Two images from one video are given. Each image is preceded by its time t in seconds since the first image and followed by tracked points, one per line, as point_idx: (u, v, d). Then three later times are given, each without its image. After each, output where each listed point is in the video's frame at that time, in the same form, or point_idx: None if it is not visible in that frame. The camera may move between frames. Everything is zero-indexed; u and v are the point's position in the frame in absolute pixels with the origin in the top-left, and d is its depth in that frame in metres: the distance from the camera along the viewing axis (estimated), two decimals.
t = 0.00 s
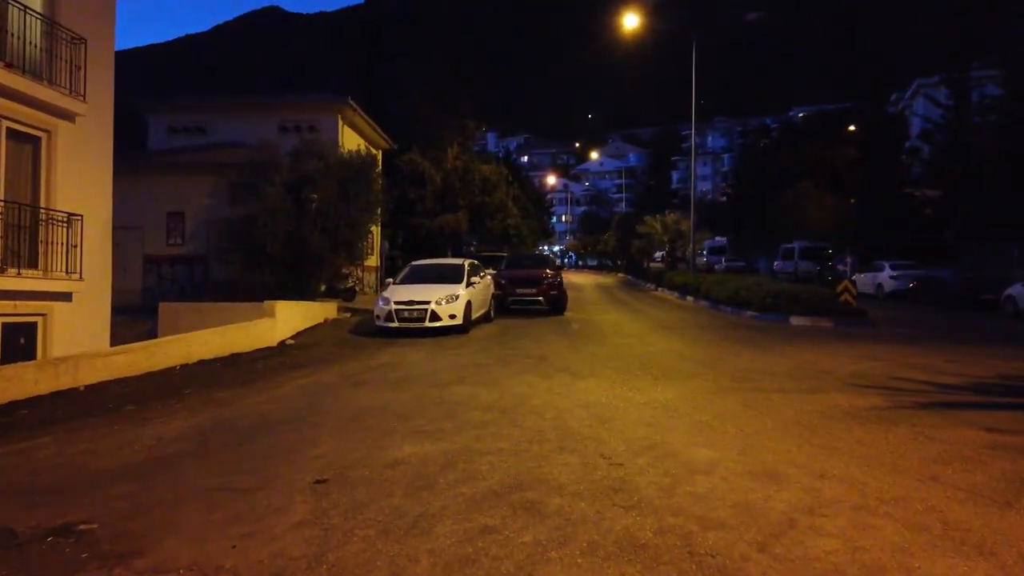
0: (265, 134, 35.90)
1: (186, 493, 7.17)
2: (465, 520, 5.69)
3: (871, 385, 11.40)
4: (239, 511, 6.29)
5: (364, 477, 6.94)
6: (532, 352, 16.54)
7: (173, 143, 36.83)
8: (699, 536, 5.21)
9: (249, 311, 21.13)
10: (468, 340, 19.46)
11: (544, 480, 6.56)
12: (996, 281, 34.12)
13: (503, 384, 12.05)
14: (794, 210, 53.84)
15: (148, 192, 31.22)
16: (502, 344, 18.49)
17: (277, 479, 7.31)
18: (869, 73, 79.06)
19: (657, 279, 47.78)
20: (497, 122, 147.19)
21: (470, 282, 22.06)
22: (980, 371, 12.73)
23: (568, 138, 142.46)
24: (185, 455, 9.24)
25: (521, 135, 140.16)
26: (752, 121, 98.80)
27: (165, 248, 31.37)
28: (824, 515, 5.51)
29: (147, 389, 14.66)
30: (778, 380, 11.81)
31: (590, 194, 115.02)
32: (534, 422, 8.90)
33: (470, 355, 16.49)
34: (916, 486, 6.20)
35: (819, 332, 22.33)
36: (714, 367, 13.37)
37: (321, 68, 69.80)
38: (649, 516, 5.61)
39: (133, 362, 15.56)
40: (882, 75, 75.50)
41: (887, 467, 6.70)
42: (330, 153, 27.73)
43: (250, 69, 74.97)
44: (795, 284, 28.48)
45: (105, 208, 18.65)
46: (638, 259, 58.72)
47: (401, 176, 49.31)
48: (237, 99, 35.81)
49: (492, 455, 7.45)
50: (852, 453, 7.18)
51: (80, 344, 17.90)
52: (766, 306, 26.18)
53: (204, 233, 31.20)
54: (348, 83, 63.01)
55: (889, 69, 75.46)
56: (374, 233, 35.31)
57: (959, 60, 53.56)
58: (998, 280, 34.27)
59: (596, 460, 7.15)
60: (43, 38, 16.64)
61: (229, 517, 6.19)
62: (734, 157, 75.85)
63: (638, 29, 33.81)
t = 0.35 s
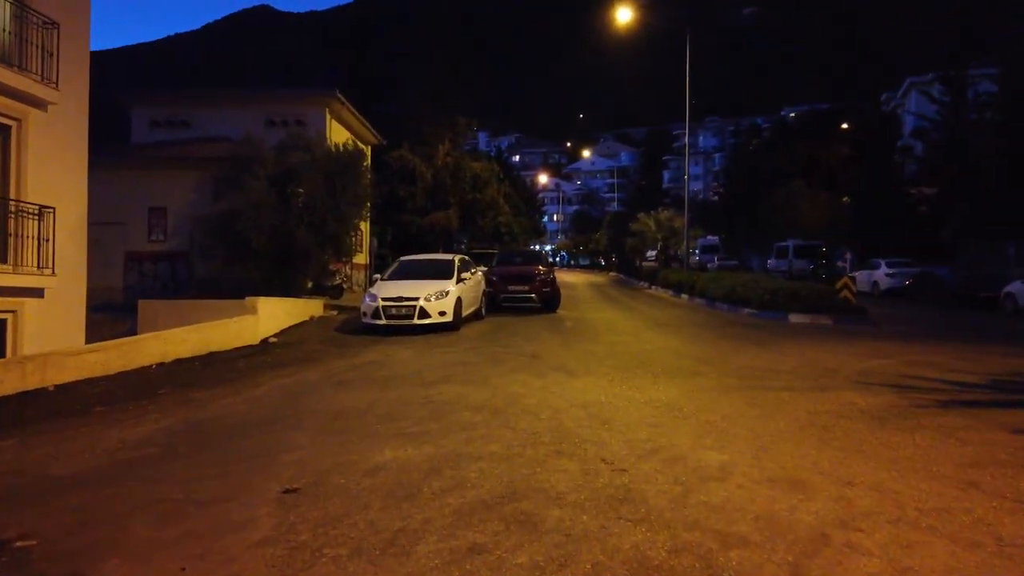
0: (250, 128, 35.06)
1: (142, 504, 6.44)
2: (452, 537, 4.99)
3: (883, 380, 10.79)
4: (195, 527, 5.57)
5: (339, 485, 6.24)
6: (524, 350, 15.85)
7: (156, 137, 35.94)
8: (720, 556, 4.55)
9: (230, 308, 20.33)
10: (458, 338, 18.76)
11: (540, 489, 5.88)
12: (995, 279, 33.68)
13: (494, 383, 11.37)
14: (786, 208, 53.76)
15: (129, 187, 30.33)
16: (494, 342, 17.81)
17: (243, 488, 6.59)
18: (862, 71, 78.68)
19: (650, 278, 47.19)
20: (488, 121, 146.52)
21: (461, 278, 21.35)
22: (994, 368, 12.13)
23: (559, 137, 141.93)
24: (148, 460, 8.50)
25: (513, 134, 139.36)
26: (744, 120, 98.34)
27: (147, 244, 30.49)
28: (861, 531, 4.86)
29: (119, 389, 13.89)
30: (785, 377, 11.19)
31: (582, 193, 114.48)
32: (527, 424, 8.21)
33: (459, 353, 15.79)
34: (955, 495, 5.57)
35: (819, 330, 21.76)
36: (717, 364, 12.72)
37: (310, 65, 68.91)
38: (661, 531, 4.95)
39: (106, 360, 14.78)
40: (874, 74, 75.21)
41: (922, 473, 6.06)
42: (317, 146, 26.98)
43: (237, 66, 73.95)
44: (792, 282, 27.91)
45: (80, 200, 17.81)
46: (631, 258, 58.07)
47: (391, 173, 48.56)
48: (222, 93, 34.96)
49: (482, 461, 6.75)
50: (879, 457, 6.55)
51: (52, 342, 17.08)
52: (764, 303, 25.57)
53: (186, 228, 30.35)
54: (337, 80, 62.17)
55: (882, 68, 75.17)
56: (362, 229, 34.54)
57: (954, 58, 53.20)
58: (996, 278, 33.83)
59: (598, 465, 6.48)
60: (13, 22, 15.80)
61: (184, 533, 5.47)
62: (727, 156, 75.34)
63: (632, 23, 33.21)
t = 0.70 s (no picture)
0: (231, 123, 34.23)
1: (79, 527, 5.75)
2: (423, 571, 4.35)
3: (888, 381, 10.20)
4: (131, 559, 4.89)
5: (300, 507, 5.58)
6: (511, 351, 15.20)
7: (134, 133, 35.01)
8: None
9: (206, 309, 19.55)
10: (443, 339, 18.09)
11: (525, 511, 5.24)
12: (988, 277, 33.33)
13: (477, 387, 10.71)
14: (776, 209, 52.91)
15: (105, 183, 29.45)
16: (479, 342, 17.15)
17: (193, 509, 5.90)
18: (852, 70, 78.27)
19: (640, 277, 46.71)
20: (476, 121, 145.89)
21: (446, 277, 20.66)
22: (1002, 369, 11.60)
23: (548, 137, 141.51)
24: (98, 472, 7.79)
25: (501, 132, 138.53)
26: (733, 119, 97.95)
27: (123, 243, 29.62)
28: (893, 563, 4.26)
29: (84, 393, 13.13)
30: (784, 378, 10.61)
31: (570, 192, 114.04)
32: (512, 433, 7.55)
33: (443, 355, 15.12)
34: (991, 516, 4.98)
35: (813, 329, 21.25)
36: (713, 365, 12.12)
37: (296, 63, 68.06)
38: (663, 563, 4.33)
39: (72, 364, 14.00)
40: (864, 73, 74.91)
41: (952, 491, 5.46)
42: (298, 142, 26.22)
43: (222, 64, 72.98)
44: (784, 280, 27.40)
45: (49, 196, 16.94)
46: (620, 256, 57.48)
47: (376, 171, 47.78)
48: (202, 87, 34.11)
49: (461, 477, 6.10)
50: (900, 471, 5.96)
51: (18, 344, 16.26)
52: (757, 302, 25.01)
53: (164, 226, 29.50)
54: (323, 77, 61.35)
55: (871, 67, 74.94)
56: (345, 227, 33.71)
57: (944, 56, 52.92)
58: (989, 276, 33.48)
59: (590, 482, 5.84)
60: None
61: (118, 566, 4.79)
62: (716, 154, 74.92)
63: (621, 18, 32.61)
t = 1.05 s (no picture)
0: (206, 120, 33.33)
1: None
2: None
3: (886, 390, 9.68)
4: None
5: (244, 548, 4.96)
6: (492, 357, 14.56)
7: (106, 130, 34.04)
8: None
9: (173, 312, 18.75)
10: (422, 344, 17.42)
11: (496, 551, 4.65)
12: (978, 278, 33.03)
13: (454, 398, 10.07)
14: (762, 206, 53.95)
15: (74, 183, 28.49)
16: (460, 348, 16.51)
17: (125, 546, 5.26)
18: (837, 71, 78.31)
19: (626, 277, 46.21)
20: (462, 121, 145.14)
21: (426, 279, 19.96)
22: (1004, 375, 11.09)
23: (534, 137, 140.98)
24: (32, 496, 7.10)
25: (486, 132, 137.75)
26: (719, 119, 97.78)
27: (93, 244, 28.65)
28: None
29: (38, 403, 12.37)
30: (777, 387, 10.07)
31: (556, 193, 113.51)
32: (488, 453, 6.94)
33: (422, 361, 14.46)
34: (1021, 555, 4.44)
35: (802, 332, 20.74)
36: (702, 372, 11.56)
37: (278, 61, 67.10)
38: None
39: (30, 372, 13.19)
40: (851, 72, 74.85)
41: (973, 523, 4.92)
42: (274, 139, 25.45)
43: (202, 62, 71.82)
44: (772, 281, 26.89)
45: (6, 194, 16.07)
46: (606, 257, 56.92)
47: (358, 171, 46.95)
48: (176, 84, 33.20)
49: (429, 507, 5.49)
50: (914, 498, 5.38)
51: None
52: (745, 303, 24.49)
53: (136, 227, 28.59)
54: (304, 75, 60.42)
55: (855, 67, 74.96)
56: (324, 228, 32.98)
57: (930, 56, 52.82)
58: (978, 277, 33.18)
59: (571, 513, 5.26)
60: None
61: None
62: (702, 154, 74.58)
63: (607, 15, 32.00)
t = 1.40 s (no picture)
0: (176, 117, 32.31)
1: None
2: None
3: (889, 396, 9.12)
4: None
5: None
6: (470, 362, 13.91)
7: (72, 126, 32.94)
8: None
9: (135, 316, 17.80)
10: (398, 348, 16.72)
11: None
12: (960, 279, 32.85)
13: (428, 407, 9.39)
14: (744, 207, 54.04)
15: (37, 181, 27.45)
16: (437, 351, 15.86)
17: None
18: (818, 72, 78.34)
19: (607, 279, 45.75)
20: (442, 122, 144.47)
21: (403, 281, 19.22)
22: (1005, 381, 10.60)
23: (514, 139, 140.53)
24: None
25: (467, 133, 136.96)
26: (699, 121, 97.78)
27: (58, 244, 27.63)
28: None
29: None
30: (770, 393, 9.52)
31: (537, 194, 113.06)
32: (463, 472, 6.30)
33: (396, 366, 13.77)
34: None
35: (789, 334, 20.28)
36: (690, 377, 11.01)
37: (254, 59, 66.05)
38: None
39: None
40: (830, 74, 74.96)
41: (1008, 559, 4.37)
42: (245, 136, 24.62)
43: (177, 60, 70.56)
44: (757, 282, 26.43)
45: None
46: (587, 258, 56.43)
47: (336, 170, 46.08)
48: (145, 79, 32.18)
49: (393, 539, 4.85)
50: (938, 528, 4.82)
51: None
52: (729, 305, 24.00)
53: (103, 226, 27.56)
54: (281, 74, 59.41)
55: (835, 70, 75.23)
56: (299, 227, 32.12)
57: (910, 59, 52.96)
58: (961, 278, 33.01)
59: (555, 546, 4.65)
60: None
61: None
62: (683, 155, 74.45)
63: (589, 12, 31.41)
